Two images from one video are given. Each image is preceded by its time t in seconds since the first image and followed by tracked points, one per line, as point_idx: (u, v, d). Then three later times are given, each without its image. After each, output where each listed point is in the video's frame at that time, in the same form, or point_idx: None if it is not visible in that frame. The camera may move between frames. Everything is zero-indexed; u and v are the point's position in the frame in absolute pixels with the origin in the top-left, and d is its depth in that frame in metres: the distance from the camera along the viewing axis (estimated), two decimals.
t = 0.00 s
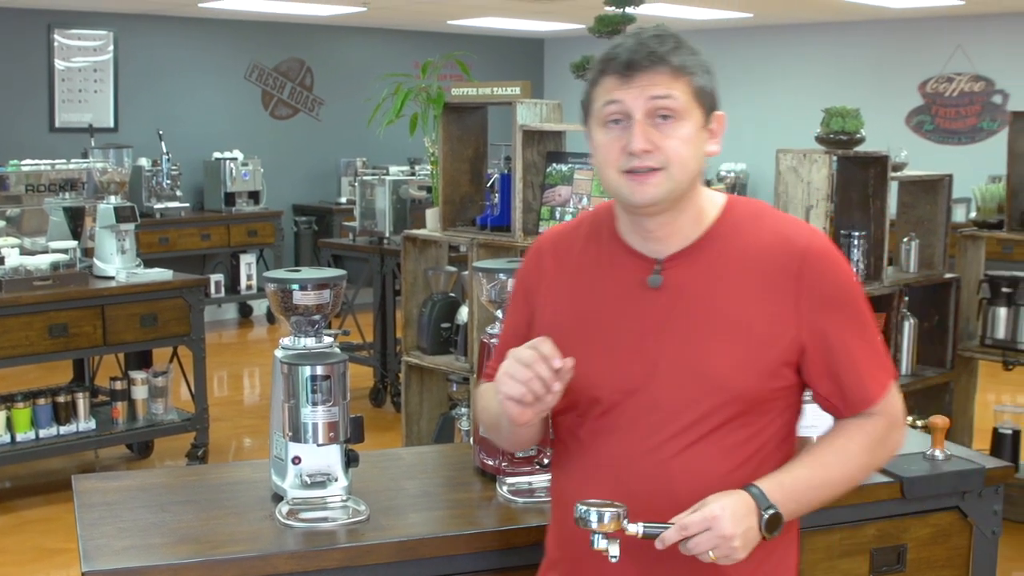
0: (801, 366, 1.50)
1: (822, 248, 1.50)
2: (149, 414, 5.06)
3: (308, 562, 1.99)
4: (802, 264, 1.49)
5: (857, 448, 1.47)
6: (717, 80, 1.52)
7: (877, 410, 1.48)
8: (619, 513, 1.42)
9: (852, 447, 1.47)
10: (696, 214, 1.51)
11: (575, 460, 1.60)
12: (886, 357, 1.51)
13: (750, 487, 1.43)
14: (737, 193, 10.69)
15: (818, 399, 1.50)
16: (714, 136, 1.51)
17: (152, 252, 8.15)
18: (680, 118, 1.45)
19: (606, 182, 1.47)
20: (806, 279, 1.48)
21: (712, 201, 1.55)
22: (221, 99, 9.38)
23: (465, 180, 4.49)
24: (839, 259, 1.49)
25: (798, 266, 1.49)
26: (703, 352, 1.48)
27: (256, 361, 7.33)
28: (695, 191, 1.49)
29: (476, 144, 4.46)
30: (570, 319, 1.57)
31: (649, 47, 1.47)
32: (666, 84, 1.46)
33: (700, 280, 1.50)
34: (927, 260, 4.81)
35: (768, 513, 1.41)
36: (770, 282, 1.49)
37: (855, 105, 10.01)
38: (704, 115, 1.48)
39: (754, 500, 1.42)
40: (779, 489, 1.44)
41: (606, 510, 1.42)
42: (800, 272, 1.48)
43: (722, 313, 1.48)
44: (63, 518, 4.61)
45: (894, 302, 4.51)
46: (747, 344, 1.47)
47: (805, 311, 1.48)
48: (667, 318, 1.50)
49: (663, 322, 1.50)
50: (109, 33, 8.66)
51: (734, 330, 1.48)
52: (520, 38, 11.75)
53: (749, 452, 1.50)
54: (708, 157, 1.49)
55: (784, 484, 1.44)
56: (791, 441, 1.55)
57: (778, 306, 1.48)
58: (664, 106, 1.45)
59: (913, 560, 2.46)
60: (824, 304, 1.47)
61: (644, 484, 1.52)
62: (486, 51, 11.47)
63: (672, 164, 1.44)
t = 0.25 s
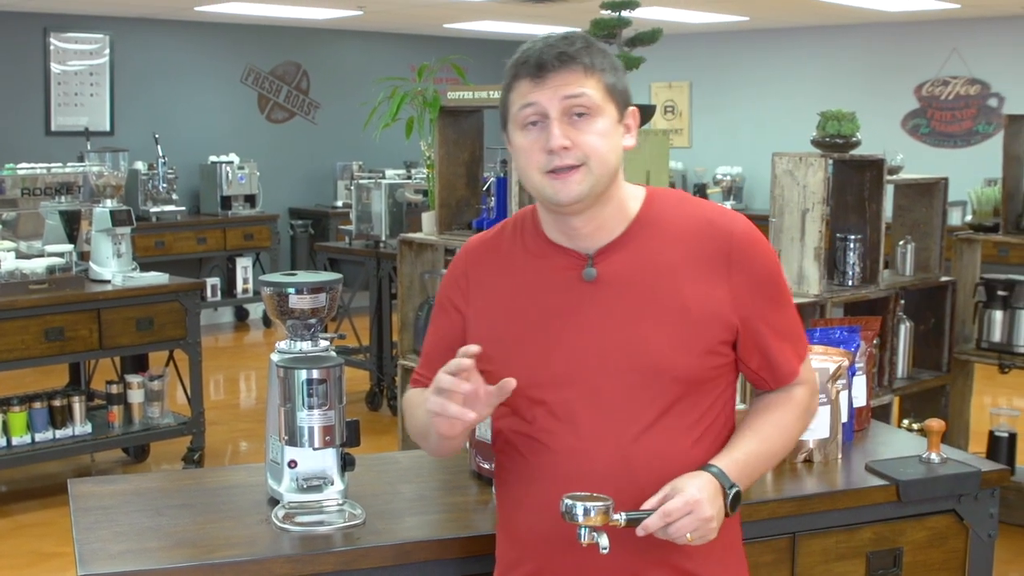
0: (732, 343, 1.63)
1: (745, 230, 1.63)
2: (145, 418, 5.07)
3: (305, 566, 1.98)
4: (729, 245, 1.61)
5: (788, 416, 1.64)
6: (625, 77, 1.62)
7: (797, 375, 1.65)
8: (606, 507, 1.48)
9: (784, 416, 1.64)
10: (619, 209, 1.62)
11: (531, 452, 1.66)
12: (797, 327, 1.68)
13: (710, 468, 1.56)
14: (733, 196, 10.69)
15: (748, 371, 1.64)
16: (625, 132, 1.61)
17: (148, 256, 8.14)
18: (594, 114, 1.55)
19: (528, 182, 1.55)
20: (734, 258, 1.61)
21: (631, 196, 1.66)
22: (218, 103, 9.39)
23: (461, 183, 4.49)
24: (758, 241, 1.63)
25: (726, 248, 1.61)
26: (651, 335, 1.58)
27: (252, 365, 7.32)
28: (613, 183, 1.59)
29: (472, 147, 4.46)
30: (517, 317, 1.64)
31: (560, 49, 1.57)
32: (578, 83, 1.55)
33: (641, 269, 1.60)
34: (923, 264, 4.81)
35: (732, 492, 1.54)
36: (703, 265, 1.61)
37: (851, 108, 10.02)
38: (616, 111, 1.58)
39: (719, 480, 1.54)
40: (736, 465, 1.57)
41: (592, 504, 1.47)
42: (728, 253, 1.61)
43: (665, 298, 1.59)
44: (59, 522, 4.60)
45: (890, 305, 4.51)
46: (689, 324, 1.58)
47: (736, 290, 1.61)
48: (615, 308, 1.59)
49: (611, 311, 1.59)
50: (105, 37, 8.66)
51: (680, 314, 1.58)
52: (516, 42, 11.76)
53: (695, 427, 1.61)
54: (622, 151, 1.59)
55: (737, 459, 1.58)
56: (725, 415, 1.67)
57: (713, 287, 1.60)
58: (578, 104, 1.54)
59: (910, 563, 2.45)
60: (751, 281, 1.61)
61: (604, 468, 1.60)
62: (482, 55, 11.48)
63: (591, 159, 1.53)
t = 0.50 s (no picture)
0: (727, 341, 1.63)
1: (736, 227, 1.64)
2: (142, 421, 5.08)
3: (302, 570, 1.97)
4: (721, 242, 1.62)
5: (787, 411, 1.65)
6: (610, 75, 1.63)
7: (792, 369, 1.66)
8: (624, 502, 1.47)
9: (783, 410, 1.65)
10: (609, 209, 1.63)
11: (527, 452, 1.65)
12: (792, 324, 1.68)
13: (719, 464, 1.55)
14: (731, 199, 10.69)
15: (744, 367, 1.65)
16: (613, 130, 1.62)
17: (146, 259, 8.14)
18: (581, 114, 1.55)
19: (520, 184, 1.56)
20: (726, 254, 1.62)
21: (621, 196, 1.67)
22: (216, 106, 9.39)
23: (459, 187, 4.50)
24: (749, 237, 1.64)
25: (717, 244, 1.62)
26: (645, 333, 1.58)
27: (250, 368, 7.32)
28: (605, 182, 1.59)
29: (469, 151, 4.46)
30: (510, 318, 1.64)
31: (545, 50, 1.57)
32: (563, 82, 1.56)
33: (634, 268, 1.61)
34: (919, 266, 4.82)
35: (742, 486, 1.54)
36: (696, 262, 1.62)
37: (848, 111, 10.03)
38: (603, 110, 1.58)
39: (728, 474, 1.54)
40: (742, 459, 1.57)
41: (610, 500, 1.46)
42: (720, 250, 1.62)
43: (657, 296, 1.59)
44: (57, 526, 4.60)
45: (888, 308, 4.52)
46: (683, 321, 1.59)
47: (730, 286, 1.61)
48: (609, 306, 1.60)
49: (605, 309, 1.60)
50: (102, 40, 8.66)
51: (674, 310, 1.59)
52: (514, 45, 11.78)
53: (691, 424, 1.61)
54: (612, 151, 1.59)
55: (743, 454, 1.58)
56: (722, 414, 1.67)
57: (706, 284, 1.61)
58: (565, 103, 1.55)
59: (906, 567, 2.45)
60: (743, 278, 1.62)
61: (600, 468, 1.59)
62: (480, 58, 11.49)
63: (579, 158, 1.54)
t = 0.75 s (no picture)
0: (769, 351, 1.61)
1: (781, 236, 1.62)
2: (138, 425, 5.08)
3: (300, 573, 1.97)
4: (764, 251, 1.60)
5: (832, 423, 1.61)
6: (656, 82, 1.62)
7: (837, 382, 1.62)
8: (666, 511, 1.47)
9: (827, 422, 1.61)
10: (654, 215, 1.62)
11: (565, 457, 1.65)
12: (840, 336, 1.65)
13: (762, 473, 1.53)
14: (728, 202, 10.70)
15: (787, 379, 1.62)
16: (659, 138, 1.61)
17: (143, 262, 8.14)
18: (626, 119, 1.55)
19: (563, 190, 1.56)
20: (769, 264, 1.59)
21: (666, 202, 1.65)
22: (213, 109, 9.39)
23: (456, 190, 4.51)
24: (795, 246, 1.62)
25: (760, 254, 1.60)
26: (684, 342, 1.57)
27: (247, 371, 7.32)
28: (649, 189, 1.59)
29: (466, 154, 4.46)
30: (551, 322, 1.64)
31: (590, 56, 1.58)
32: (608, 88, 1.56)
33: (675, 276, 1.60)
34: (918, 270, 4.84)
35: (785, 497, 1.52)
36: (738, 271, 1.60)
37: (846, 113, 10.04)
38: (648, 116, 1.58)
39: (771, 485, 1.52)
40: (785, 471, 1.55)
41: (650, 511, 1.46)
42: (763, 259, 1.60)
43: (697, 305, 1.58)
44: (54, 529, 4.60)
45: (885, 310, 4.52)
46: (723, 331, 1.57)
47: (772, 296, 1.59)
48: (648, 313, 1.59)
49: (645, 317, 1.59)
50: (99, 43, 8.66)
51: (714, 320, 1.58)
52: (511, 48, 11.79)
53: (730, 434, 1.59)
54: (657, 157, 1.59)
55: (785, 465, 1.55)
56: (763, 425, 1.65)
57: (748, 294, 1.59)
58: (609, 109, 1.55)
59: (904, 570, 2.45)
60: (787, 289, 1.59)
61: (638, 475, 1.59)
62: (477, 60, 11.49)
63: (621, 164, 1.54)
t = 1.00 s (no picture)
0: (807, 357, 1.61)
1: (822, 243, 1.61)
2: (138, 427, 5.08)
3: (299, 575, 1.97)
4: (805, 257, 1.59)
5: (870, 430, 1.59)
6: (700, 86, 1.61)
7: (875, 390, 1.60)
8: (701, 523, 1.44)
9: (865, 429, 1.59)
10: (694, 218, 1.61)
11: (597, 459, 1.66)
12: (880, 344, 1.64)
13: (799, 481, 1.52)
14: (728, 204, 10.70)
15: (824, 385, 1.61)
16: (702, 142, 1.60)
17: (142, 264, 8.14)
18: (668, 122, 1.55)
19: (602, 190, 1.56)
20: (809, 269, 1.59)
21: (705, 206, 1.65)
22: (212, 110, 9.40)
23: (455, 192, 4.51)
24: (835, 253, 1.61)
25: (800, 259, 1.59)
26: (720, 345, 1.57)
27: (246, 373, 7.31)
28: (689, 192, 1.58)
29: (466, 156, 4.47)
30: (587, 322, 1.65)
31: (633, 58, 1.57)
32: (651, 91, 1.55)
33: (711, 279, 1.59)
34: (918, 271, 4.86)
35: (822, 506, 1.50)
36: (776, 276, 1.59)
37: (845, 115, 10.04)
38: (691, 121, 1.57)
39: (807, 494, 1.50)
40: (820, 479, 1.53)
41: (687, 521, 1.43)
42: (803, 265, 1.59)
43: (733, 308, 1.58)
44: (54, 531, 4.60)
45: (884, 313, 4.53)
46: (759, 335, 1.57)
47: (811, 302, 1.59)
48: (683, 315, 1.59)
49: (681, 318, 1.59)
50: (99, 44, 8.66)
51: (750, 325, 1.57)
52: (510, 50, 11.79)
53: (764, 438, 1.59)
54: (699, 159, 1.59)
55: (822, 472, 1.54)
56: (799, 430, 1.64)
57: (785, 300, 1.59)
58: (651, 112, 1.54)
59: (903, 571, 2.45)
60: (826, 294, 1.58)
61: (669, 477, 1.59)
62: (477, 62, 11.49)
63: (662, 166, 1.53)
